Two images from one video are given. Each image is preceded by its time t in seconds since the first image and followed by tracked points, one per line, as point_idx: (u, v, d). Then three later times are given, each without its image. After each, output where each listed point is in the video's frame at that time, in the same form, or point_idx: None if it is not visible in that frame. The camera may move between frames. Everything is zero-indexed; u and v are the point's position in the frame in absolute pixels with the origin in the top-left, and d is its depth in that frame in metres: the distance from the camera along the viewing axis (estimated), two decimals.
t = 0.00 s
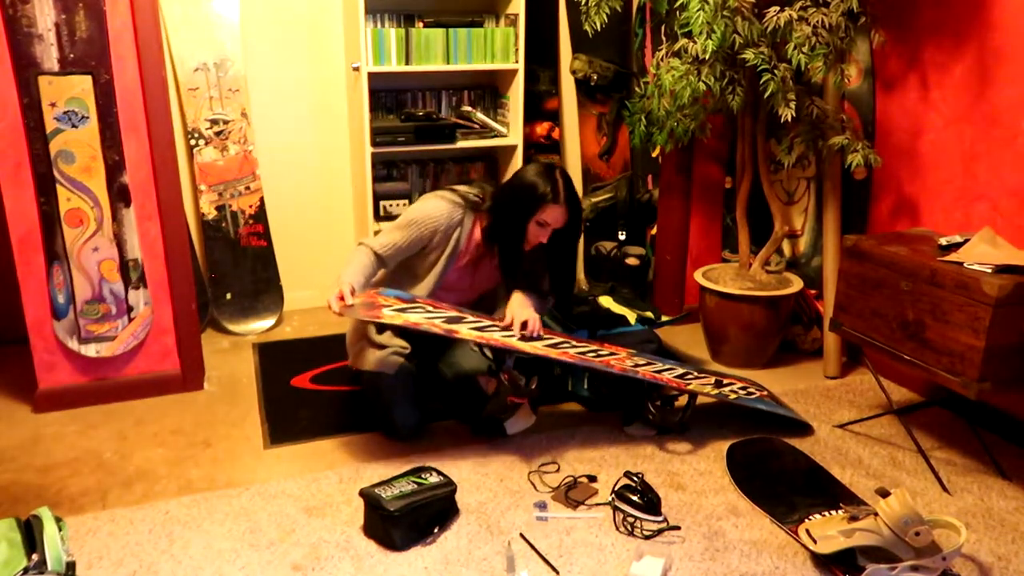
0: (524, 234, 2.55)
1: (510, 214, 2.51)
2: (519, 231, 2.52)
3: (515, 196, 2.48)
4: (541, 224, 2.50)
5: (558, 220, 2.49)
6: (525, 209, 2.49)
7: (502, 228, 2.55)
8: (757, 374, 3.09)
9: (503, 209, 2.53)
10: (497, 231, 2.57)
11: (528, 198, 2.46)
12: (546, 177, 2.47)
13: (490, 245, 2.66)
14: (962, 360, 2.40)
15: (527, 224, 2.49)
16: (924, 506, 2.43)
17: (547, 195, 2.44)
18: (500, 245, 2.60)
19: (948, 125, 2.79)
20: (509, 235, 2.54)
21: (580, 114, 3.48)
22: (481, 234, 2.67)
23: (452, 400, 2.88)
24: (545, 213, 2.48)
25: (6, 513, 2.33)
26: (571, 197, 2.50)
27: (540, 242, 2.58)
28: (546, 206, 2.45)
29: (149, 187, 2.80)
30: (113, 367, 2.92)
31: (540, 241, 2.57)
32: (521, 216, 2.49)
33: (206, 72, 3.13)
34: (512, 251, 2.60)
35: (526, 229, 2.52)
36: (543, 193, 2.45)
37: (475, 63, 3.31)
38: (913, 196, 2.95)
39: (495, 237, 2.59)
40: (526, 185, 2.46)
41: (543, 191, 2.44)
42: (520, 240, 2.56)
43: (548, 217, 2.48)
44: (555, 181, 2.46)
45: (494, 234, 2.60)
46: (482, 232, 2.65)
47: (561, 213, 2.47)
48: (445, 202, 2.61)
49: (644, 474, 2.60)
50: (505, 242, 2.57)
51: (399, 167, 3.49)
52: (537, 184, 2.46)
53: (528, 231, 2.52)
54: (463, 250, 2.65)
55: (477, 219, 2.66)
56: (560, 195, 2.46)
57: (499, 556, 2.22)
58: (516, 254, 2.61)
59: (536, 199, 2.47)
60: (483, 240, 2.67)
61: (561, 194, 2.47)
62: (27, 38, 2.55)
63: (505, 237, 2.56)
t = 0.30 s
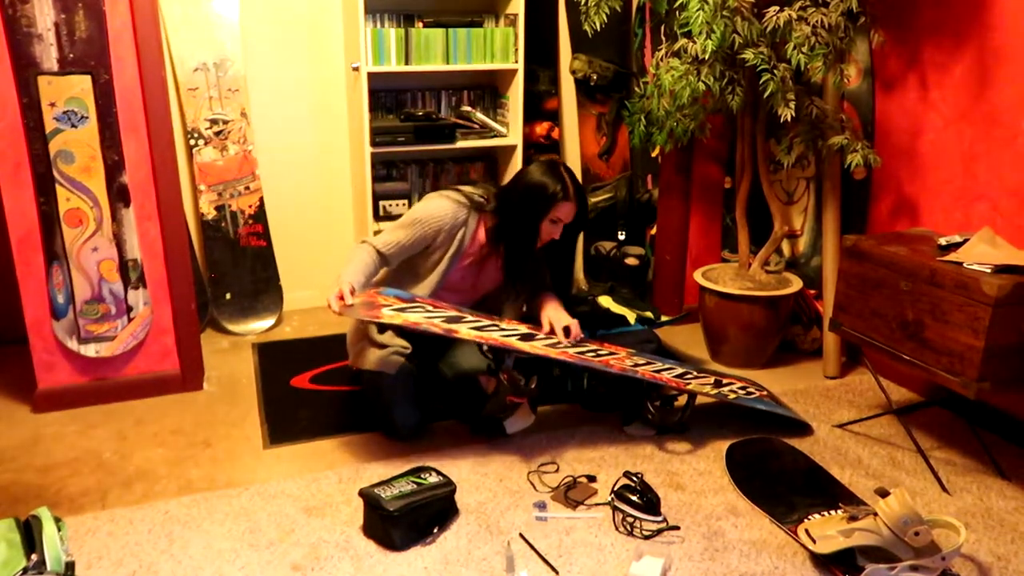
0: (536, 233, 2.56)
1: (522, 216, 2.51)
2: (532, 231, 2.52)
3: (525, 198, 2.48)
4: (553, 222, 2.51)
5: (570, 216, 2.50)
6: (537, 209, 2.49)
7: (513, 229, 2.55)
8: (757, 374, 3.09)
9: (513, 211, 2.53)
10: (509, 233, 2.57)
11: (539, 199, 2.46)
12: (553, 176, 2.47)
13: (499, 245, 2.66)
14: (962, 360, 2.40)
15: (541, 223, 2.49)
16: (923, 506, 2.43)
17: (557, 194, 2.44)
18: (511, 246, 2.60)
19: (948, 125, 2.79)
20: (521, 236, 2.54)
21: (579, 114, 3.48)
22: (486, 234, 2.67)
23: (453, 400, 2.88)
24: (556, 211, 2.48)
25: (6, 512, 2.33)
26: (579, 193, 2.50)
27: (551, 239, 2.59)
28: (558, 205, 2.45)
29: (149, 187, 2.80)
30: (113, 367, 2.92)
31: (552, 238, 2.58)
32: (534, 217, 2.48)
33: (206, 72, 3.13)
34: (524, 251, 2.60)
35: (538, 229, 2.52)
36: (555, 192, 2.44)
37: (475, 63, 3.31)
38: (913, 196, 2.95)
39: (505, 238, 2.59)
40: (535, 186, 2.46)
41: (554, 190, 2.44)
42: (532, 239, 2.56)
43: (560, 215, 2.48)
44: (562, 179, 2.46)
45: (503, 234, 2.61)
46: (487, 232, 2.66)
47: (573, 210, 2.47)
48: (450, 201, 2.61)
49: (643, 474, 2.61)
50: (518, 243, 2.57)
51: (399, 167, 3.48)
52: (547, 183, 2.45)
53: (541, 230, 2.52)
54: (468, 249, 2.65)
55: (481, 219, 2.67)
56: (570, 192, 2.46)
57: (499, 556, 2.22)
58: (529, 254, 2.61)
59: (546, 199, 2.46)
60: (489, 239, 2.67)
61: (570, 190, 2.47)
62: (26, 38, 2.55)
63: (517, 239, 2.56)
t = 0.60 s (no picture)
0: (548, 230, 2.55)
1: (534, 215, 2.50)
2: (545, 229, 2.51)
3: (537, 198, 2.46)
4: (566, 219, 2.49)
5: (583, 213, 2.49)
6: (548, 208, 2.47)
7: (526, 228, 2.54)
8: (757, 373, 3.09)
9: (525, 209, 2.52)
10: (522, 231, 2.56)
11: (551, 199, 2.44)
12: (563, 174, 2.45)
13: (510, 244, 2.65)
14: (961, 358, 2.40)
15: (553, 222, 2.48)
16: (923, 505, 2.43)
17: (569, 192, 2.41)
18: (525, 244, 2.59)
19: (947, 124, 2.79)
20: (534, 234, 2.54)
21: (580, 114, 3.49)
22: (495, 233, 2.68)
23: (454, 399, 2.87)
24: (568, 210, 2.47)
25: (6, 511, 2.33)
26: (590, 189, 2.48)
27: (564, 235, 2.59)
28: (570, 203, 2.43)
29: (149, 186, 2.80)
30: (113, 366, 2.92)
31: (566, 234, 2.57)
32: (546, 216, 2.47)
33: (205, 71, 3.11)
34: (537, 248, 2.59)
35: (551, 227, 2.51)
36: (567, 190, 2.42)
37: (475, 61, 3.30)
38: (913, 195, 2.94)
39: (517, 237, 2.59)
40: (546, 186, 2.44)
41: (566, 189, 2.42)
42: (545, 236, 2.55)
43: (573, 212, 2.47)
44: (573, 177, 2.43)
45: (515, 231, 2.60)
46: (497, 231, 2.67)
47: (585, 207, 2.45)
48: (462, 199, 2.61)
49: (643, 473, 2.61)
50: (532, 241, 2.57)
51: (398, 166, 3.46)
52: (558, 183, 2.43)
53: (554, 228, 2.51)
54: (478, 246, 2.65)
55: (492, 218, 2.67)
56: (581, 190, 2.44)
57: (498, 555, 2.22)
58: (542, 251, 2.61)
59: (557, 198, 2.44)
60: (499, 238, 2.67)
61: (582, 188, 2.45)
62: (25, 37, 2.55)
63: (531, 236, 2.56)
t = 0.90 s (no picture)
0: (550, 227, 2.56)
1: (536, 212, 2.51)
2: (546, 226, 2.52)
3: (538, 196, 2.47)
4: (567, 218, 2.50)
5: (584, 212, 2.49)
6: (550, 206, 2.48)
7: (528, 224, 2.56)
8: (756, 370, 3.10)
9: (527, 206, 2.53)
10: (525, 228, 2.58)
11: (552, 197, 2.44)
12: (565, 173, 2.45)
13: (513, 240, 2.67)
14: (960, 356, 2.41)
15: (554, 220, 2.49)
16: (921, 502, 2.44)
17: (570, 191, 2.42)
18: (527, 240, 2.61)
19: (946, 122, 2.79)
20: (536, 231, 2.55)
21: (579, 111, 3.48)
22: (500, 230, 2.67)
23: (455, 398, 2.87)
24: (569, 208, 2.47)
25: (5, 509, 2.33)
26: (592, 188, 2.49)
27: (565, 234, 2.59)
28: (571, 202, 2.43)
29: (147, 184, 2.80)
30: (112, 363, 2.91)
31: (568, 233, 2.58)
32: (547, 214, 2.48)
33: (204, 68, 3.07)
34: (539, 245, 2.61)
35: (551, 225, 2.52)
36: (569, 189, 2.43)
37: (473, 59, 3.28)
38: (912, 193, 2.94)
39: (520, 233, 2.61)
40: (548, 184, 2.44)
41: (567, 188, 2.42)
42: (547, 233, 2.56)
43: (574, 211, 2.47)
44: (576, 176, 2.43)
45: (519, 228, 2.62)
46: (501, 228, 2.66)
47: (585, 206, 2.46)
48: (467, 195, 2.61)
49: (642, 470, 2.62)
50: (534, 237, 2.59)
51: (397, 164, 3.43)
52: (561, 182, 2.43)
53: (555, 225, 2.52)
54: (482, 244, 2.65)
55: (497, 214, 2.67)
56: (583, 190, 2.44)
57: (498, 552, 2.23)
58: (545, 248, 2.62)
59: (559, 196, 2.45)
60: (502, 235, 2.67)
61: (583, 187, 2.45)
62: (24, 35, 2.55)
63: (533, 233, 2.58)
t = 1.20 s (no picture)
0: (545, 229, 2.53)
1: (530, 214, 2.48)
2: (541, 228, 2.49)
3: (534, 196, 2.45)
4: (563, 218, 2.48)
5: (580, 212, 2.47)
6: (546, 207, 2.46)
7: (523, 227, 2.53)
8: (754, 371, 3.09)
9: (521, 208, 2.50)
10: (519, 231, 2.55)
11: (547, 197, 2.43)
12: (561, 173, 2.44)
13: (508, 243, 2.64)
14: (958, 356, 2.40)
15: (550, 220, 2.47)
16: (919, 503, 2.44)
17: (566, 190, 2.40)
18: (520, 244, 2.58)
19: (944, 122, 2.78)
20: (531, 233, 2.52)
21: (575, 111, 3.45)
22: (496, 231, 2.67)
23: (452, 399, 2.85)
24: (565, 208, 2.46)
25: None
26: (588, 187, 2.48)
27: (561, 234, 2.57)
28: (567, 202, 2.42)
29: (143, 184, 2.79)
30: (107, 365, 2.89)
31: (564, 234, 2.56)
32: (542, 215, 2.46)
33: (200, 68, 3.02)
34: (533, 248, 2.58)
35: (548, 226, 2.49)
36: (566, 188, 2.41)
37: (470, 59, 3.25)
38: (910, 193, 2.94)
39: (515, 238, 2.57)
40: (544, 184, 2.43)
41: (564, 187, 2.40)
42: (541, 235, 2.54)
43: (570, 211, 2.46)
44: (571, 176, 2.43)
45: (515, 232, 2.59)
46: (498, 230, 2.66)
47: (582, 206, 2.44)
48: (464, 197, 2.61)
49: (640, 472, 2.61)
50: (528, 240, 2.55)
51: (394, 164, 3.41)
52: (555, 181, 2.42)
53: (551, 226, 2.49)
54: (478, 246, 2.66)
55: (493, 216, 2.67)
56: (579, 188, 2.43)
57: (495, 554, 2.22)
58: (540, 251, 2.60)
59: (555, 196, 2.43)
60: (499, 236, 2.67)
61: (579, 187, 2.44)
62: (18, 34, 2.53)
63: (527, 236, 2.54)
